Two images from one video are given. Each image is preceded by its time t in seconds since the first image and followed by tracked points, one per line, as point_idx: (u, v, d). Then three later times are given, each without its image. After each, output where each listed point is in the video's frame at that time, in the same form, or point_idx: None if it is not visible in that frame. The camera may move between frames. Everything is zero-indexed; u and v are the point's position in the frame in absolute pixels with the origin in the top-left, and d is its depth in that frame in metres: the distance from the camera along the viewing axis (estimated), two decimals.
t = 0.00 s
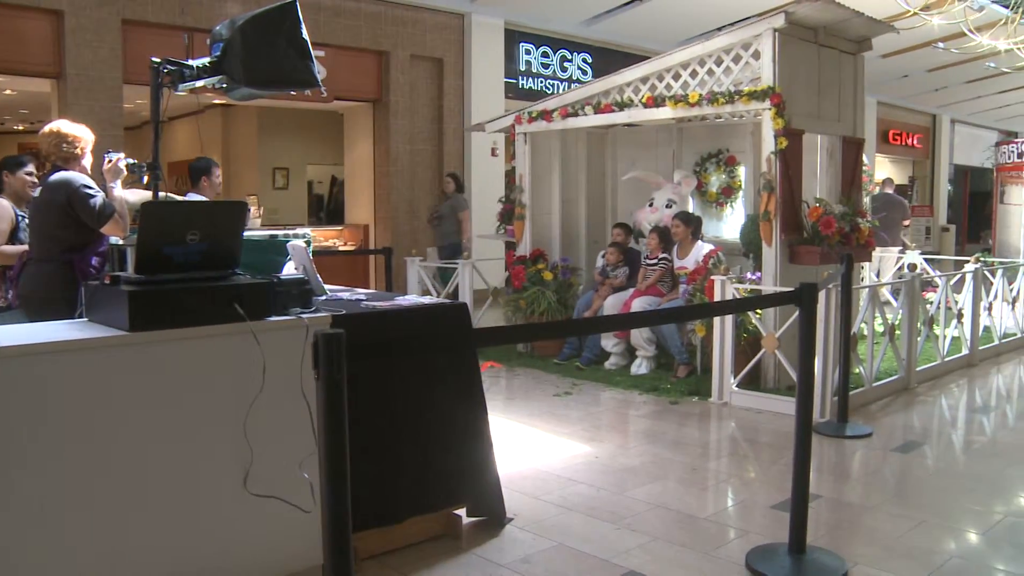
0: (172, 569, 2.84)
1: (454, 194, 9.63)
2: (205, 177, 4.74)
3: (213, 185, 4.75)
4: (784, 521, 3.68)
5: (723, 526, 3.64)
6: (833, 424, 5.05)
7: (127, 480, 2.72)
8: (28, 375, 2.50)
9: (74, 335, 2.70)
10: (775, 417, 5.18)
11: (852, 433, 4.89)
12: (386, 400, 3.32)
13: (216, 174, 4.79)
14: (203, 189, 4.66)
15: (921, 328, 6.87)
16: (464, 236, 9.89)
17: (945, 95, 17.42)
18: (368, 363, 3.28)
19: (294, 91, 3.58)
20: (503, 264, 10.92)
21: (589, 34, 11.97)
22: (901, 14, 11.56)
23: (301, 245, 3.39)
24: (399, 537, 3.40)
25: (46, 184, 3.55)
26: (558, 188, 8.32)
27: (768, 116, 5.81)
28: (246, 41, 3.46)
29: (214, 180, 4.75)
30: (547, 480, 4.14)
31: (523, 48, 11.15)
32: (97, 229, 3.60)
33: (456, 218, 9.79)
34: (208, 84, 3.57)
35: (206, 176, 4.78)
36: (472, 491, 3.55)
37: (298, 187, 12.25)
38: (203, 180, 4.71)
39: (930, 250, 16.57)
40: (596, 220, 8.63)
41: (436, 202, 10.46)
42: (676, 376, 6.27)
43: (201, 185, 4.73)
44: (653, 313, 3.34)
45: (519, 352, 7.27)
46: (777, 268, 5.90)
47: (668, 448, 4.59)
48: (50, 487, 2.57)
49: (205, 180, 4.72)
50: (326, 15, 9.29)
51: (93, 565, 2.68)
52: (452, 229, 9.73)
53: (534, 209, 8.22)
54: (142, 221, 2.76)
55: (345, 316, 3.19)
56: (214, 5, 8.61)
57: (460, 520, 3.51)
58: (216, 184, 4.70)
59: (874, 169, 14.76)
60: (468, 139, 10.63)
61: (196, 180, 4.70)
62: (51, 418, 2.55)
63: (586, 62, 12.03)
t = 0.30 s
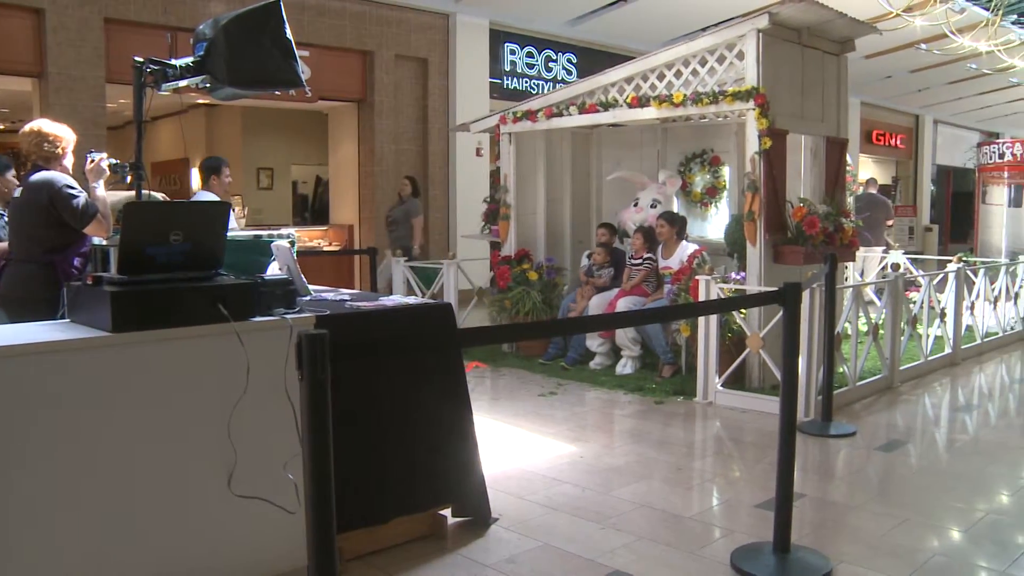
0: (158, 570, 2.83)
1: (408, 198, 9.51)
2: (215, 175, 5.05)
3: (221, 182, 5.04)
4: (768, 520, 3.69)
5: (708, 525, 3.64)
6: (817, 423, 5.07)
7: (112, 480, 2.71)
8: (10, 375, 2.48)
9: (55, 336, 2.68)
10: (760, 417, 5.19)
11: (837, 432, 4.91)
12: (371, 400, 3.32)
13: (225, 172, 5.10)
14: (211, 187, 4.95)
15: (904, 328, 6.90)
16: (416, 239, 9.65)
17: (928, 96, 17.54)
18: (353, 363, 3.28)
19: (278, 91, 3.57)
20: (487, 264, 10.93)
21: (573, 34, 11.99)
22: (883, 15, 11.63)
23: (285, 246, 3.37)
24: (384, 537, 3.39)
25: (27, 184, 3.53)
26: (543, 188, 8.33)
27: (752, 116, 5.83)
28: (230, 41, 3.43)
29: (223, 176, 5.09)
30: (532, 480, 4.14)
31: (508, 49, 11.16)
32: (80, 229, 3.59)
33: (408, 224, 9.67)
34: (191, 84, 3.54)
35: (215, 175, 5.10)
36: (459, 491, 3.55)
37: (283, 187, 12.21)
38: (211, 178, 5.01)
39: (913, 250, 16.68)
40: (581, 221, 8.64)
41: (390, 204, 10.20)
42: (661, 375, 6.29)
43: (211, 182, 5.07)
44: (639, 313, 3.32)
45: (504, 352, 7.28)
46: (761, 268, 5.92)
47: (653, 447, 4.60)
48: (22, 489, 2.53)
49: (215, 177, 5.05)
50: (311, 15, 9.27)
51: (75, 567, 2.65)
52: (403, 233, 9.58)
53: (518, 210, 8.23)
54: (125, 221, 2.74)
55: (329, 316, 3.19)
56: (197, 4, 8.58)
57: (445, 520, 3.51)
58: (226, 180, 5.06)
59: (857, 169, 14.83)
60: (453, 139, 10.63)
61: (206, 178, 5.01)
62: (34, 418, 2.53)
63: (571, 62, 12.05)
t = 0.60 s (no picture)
0: (150, 571, 2.82)
1: (370, 194, 8.94)
2: (228, 175, 5.50)
3: (234, 183, 5.49)
4: (759, 519, 3.71)
5: (699, 525, 3.65)
6: (808, 423, 5.08)
7: (104, 480, 2.71)
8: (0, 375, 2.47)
9: (45, 336, 2.67)
10: (751, 416, 5.21)
11: (828, 432, 4.92)
12: (360, 401, 3.31)
13: (238, 172, 5.53)
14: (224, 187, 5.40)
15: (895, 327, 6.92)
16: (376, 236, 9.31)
17: (919, 97, 17.60)
18: (343, 362, 3.28)
19: (269, 91, 3.58)
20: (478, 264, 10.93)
21: (565, 34, 12.00)
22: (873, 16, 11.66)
23: (276, 246, 3.37)
24: (375, 537, 3.39)
25: (15, 184, 3.55)
26: (534, 187, 8.33)
27: (743, 116, 5.85)
28: (220, 41, 3.44)
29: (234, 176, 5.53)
30: (523, 480, 4.15)
31: (499, 48, 11.16)
32: (69, 229, 3.61)
33: (371, 220, 9.15)
34: (182, 84, 3.56)
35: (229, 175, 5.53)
36: (449, 491, 3.55)
37: (274, 187, 12.19)
38: (224, 178, 5.48)
39: (904, 250, 16.72)
40: (571, 221, 8.64)
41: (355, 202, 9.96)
42: (652, 375, 6.29)
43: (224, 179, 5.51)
44: (630, 312, 3.29)
45: (495, 352, 7.28)
46: (752, 267, 5.93)
47: (643, 447, 4.61)
48: (13, 490, 2.52)
49: (227, 177, 5.49)
50: (301, 15, 9.27)
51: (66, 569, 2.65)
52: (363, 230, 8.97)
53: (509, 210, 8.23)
54: (115, 222, 2.70)
55: (319, 315, 3.18)
56: (187, 4, 8.57)
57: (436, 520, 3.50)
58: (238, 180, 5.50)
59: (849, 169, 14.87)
60: (444, 139, 10.63)
61: (219, 178, 5.46)
62: (24, 418, 2.52)
63: (562, 62, 12.05)
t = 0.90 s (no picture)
0: (149, 571, 2.82)
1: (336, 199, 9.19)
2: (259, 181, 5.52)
3: (265, 189, 5.55)
4: (758, 519, 3.71)
5: (698, 525, 3.65)
6: (806, 423, 5.08)
7: (101, 481, 2.70)
8: None
9: (43, 336, 2.67)
10: (749, 416, 5.21)
11: (826, 432, 4.92)
12: (357, 402, 3.31)
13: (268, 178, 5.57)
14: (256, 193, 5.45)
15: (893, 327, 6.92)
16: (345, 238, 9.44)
17: (917, 97, 17.62)
18: (341, 363, 3.28)
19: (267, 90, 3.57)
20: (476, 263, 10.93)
21: (563, 35, 12.00)
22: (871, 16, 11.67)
23: (274, 246, 3.37)
24: (374, 538, 3.38)
25: (12, 185, 3.54)
26: (532, 187, 8.33)
27: (741, 117, 5.85)
28: (218, 41, 3.44)
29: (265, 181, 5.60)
30: (522, 480, 4.15)
31: (497, 49, 11.16)
32: (67, 230, 3.60)
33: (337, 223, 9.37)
34: (180, 84, 3.57)
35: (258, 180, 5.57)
36: (448, 491, 3.55)
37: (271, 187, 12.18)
38: (256, 185, 5.52)
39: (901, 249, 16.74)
40: (569, 220, 8.64)
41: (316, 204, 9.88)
42: (650, 375, 6.29)
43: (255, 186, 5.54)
44: (629, 312, 3.29)
45: (493, 352, 7.27)
46: (751, 267, 5.93)
47: (642, 447, 4.61)
48: (12, 490, 2.52)
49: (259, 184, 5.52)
50: (300, 15, 9.26)
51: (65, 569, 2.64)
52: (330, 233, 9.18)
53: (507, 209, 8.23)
54: (114, 222, 2.71)
55: (317, 316, 3.18)
56: (185, 4, 8.57)
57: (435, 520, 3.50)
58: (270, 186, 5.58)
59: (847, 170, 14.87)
60: (442, 139, 10.62)
61: (252, 184, 5.51)
62: (23, 418, 2.52)
63: (560, 62, 12.05)
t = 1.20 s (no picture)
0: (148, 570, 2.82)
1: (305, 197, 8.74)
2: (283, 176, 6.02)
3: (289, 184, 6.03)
4: (757, 519, 3.71)
5: (697, 525, 3.65)
6: (806, 423, 5.08)
7: (100, 481, 2.70)
8: None
9: (42, 336, 2.67)
10: (748, 416, 5.21)
11: (825, 432, 4.92)
12: (356, 403, 3.31)
13: (292, 174, 6.05)
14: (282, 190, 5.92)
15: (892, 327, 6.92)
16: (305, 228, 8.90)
17: (916, 97, 17.62)
18: (340, 364, 3.28)
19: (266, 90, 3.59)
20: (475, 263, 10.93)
21: (562, 34, 12.00)
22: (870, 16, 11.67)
23: (273, 246, 3.37)
24: (373, 539, 3.39)
25: (11, 185, 3.55)
26: (531, 187, 8.33)
27: (740, 116, 5.86)
28: (217, 42, 3.45)
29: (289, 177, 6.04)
30: (521, 480, 4.15)
31: (496, 49, 11.16)
32: (65, 229, 3.63)
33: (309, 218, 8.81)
34: (178, 83, 3.56)
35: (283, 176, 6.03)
36: (448, 492, 3.55)
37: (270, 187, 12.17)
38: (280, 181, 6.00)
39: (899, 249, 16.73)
40: (568, 221, 8.64)
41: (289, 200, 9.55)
42: (649, 375, 6.29)
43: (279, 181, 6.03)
44: (629, 313, 3.28)
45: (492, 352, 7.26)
46: (750, 266, 5.93)
47: (642, 447, 4.61)
48: (11, 490, 2.52)
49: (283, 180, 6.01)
50: (298, 15, 9.26)
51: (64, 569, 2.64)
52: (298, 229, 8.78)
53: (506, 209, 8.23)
54: (113, 222, 2.71)
55: (315, 316, 3.18)
56: (184, 3, 8.57)
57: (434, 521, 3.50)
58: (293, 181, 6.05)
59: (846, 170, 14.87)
60: (441, 139, 10.62)
61: (276, 179, 5.99)
62: (23, 418, 2.52)
63: (559, 62, 12.05)
